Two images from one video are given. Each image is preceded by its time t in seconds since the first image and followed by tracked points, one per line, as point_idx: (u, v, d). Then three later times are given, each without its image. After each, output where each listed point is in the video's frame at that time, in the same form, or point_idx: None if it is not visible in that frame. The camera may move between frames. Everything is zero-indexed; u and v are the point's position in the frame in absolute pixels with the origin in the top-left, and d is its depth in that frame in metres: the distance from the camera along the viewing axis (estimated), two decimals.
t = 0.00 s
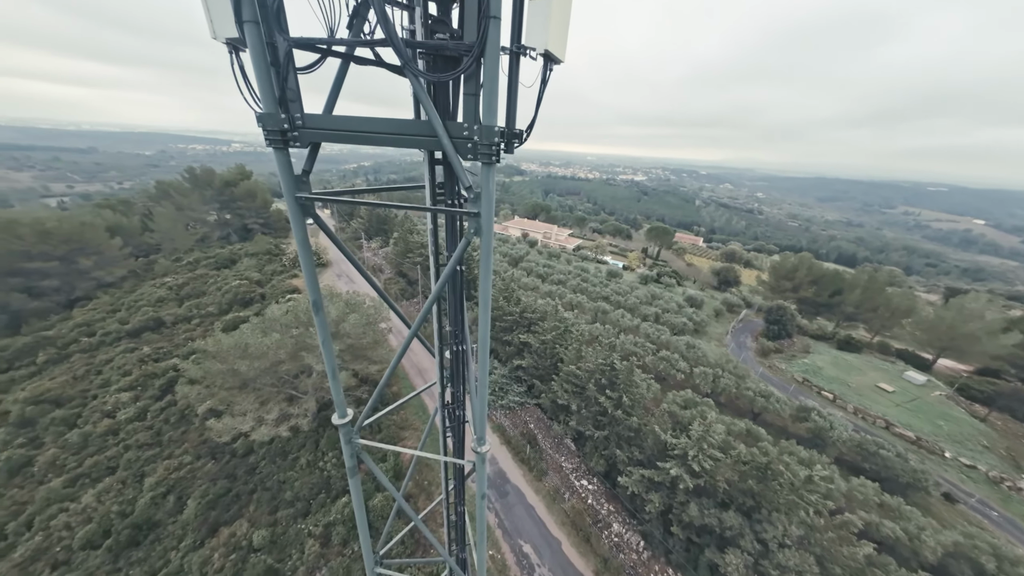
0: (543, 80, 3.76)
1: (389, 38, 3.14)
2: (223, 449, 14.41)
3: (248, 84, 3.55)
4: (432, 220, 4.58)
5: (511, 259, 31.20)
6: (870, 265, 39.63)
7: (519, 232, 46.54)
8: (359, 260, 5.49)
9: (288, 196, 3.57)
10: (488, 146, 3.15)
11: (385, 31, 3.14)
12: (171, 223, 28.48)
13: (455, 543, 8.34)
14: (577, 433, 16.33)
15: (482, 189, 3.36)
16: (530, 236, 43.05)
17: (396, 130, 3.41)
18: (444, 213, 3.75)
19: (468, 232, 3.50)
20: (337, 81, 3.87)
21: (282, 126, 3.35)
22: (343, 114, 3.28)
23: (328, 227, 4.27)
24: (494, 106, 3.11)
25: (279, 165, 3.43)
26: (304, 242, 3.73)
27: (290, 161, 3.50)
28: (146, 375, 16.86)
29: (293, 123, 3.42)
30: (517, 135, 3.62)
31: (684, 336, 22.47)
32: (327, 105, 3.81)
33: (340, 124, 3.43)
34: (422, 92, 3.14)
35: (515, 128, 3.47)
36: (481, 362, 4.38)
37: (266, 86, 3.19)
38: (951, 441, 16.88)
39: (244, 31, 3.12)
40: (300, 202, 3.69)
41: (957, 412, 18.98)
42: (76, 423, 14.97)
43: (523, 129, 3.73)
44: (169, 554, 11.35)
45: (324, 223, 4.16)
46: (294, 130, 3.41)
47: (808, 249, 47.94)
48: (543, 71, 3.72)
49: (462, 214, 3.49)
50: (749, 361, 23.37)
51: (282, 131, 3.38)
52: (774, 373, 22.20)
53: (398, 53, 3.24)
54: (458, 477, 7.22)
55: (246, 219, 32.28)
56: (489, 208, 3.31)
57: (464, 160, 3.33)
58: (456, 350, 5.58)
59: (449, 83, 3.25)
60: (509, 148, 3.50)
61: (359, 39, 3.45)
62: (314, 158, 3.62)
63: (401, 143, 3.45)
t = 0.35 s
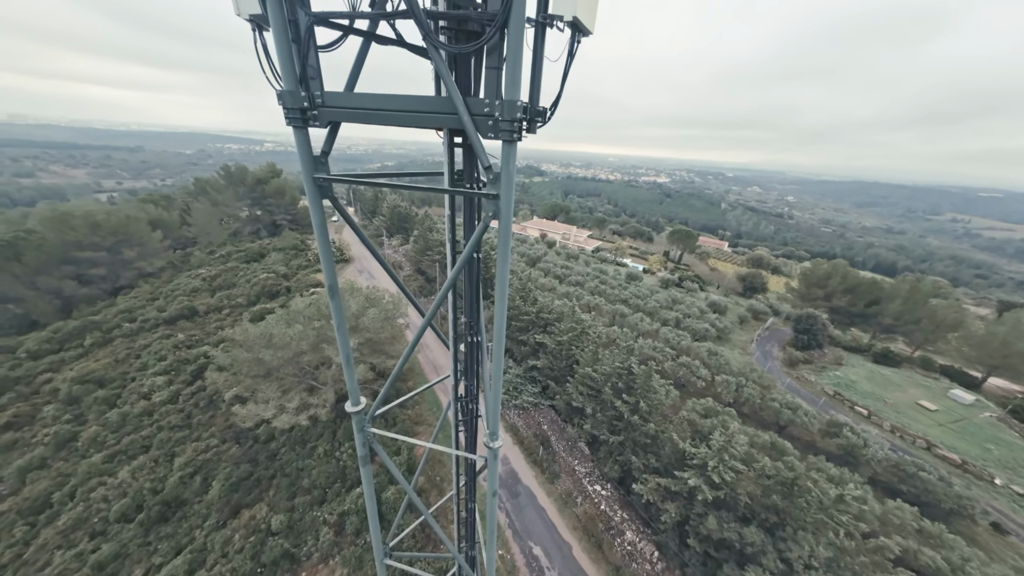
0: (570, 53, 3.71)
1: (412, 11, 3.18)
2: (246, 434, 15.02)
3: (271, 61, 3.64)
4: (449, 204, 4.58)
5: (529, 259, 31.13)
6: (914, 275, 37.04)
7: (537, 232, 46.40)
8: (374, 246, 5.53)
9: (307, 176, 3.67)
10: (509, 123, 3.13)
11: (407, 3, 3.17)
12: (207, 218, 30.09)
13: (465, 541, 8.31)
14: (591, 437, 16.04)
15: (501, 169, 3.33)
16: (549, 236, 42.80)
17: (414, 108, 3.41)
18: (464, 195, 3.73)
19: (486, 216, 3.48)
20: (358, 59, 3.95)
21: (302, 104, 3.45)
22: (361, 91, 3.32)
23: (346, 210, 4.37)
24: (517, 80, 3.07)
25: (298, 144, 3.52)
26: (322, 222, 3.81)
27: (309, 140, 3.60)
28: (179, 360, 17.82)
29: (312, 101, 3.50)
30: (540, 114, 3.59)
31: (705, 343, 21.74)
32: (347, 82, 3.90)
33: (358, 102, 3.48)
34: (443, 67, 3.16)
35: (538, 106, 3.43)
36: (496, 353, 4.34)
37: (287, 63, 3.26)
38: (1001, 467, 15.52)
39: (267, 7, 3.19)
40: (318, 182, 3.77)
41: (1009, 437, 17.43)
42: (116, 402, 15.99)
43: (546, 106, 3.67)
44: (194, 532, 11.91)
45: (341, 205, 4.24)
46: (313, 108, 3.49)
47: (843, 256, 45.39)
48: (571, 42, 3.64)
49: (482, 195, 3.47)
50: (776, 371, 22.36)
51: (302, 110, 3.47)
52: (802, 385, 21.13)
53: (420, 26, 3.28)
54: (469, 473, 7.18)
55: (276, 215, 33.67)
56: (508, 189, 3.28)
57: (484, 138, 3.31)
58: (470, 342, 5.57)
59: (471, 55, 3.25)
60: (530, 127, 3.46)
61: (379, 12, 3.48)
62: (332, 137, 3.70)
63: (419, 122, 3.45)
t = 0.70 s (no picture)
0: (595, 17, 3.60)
1: None
2: (263, 423, 15.43)
3: (285, 32, 3.51)
4: (465, 182, 4.49)
5: (543, 259, 30.99)
6: (950, 283, 35.05)
7: (552, 233, 46.25)
8: (389, 231, 5.49)
9: (321, 153, 3.60)
10: (529, 90, 2.91)
11: None
12: (233, 215, 31.33)
13: (473, 537, 8.26)
14: (603, 440, 15.76)
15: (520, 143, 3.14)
16: (563, 237, 42.62)
17: (430, 77, 3.28)
18: (481, 172, 3.58)
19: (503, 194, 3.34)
20: (374, 33, 3.92)
21: (317, 76, 3.36)
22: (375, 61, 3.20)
23: (360, 190, 4.31)
24: (538, 42, 2.85)
25: (312, 119, 3.44)
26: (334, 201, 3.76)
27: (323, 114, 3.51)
28: (203, 350, 18.52)
29: (325, 74, 3.41)
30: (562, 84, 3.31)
31: (723, 348, 21.12)
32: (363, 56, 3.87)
33: (372, 74, 3.34)
34: (460, 32, 3.04)
35: (560, 74, 3.16)
36: (509, 342, 4.17)
37: (303, 36, 3.18)
38: None
39: None
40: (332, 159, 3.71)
41: None
42: (143, 388, 16.74)
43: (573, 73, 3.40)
44: (211, 517, 12.27)
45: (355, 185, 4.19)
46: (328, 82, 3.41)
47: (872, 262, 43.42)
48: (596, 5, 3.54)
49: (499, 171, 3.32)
50: (798, 380, 21.53)
51: (316, 82, 3.39)
52: (826, 395, 20.25)
53: None
54: (478, 468, 7.14)
55: (297, 213, 34.71)
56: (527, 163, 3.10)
57: (502, 108, 3.14)
58: (483, 330, 5.51)
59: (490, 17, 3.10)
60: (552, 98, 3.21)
61: None
62: (347, 112, 3.63)
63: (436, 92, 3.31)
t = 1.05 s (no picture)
0: None
1: None
2: (277, 416, 15.74)
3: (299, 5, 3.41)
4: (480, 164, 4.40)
5: (555, 259, 30.84)
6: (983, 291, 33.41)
7: (563, 233, 46.10)
8: (402, 219, 5.44)
9: (332, 132, 3.56)
10: (551, 58, 2.69)
11: None
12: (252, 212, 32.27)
13: (480, 537, 8.19)
14: (613, 443, 15.49)
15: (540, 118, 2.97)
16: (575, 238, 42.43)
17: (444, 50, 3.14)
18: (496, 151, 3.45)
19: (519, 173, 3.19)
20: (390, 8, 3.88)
21: (329, 50, 3.28)
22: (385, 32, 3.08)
23: (373, 174, 4.27)
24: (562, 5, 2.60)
25: (324, 97, 3.39)
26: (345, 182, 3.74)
27: (335, 91, 3.44)
28: (221, 343, 19.04)
29: (339, 48, 3.32)
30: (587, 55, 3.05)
31: (738, 353, 20.60)
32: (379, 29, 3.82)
33: (383, 47, 3.21)
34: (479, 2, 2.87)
35: (584, 43, 2.91)
36: (522, 334, 3.99)
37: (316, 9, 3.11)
38: None
39: None
40: (344, 139, 3.66)
41: None
42: (164, 378, 17.31)
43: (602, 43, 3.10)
44: (225, 505, 12.55)
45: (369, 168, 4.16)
46: (341, 57, 3.33)
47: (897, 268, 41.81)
48: None
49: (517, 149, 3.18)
50: (817, 388, 20.85)
51: (329, 57, 3.32)
52: (847, 405, 19.51)
53: None
54: (487, 466, 7.09)
55: (313, 210, 35.53)
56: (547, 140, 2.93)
57: (522, 82, 2.95)
58: (495, 321, 5.43)
59: None
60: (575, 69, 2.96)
61: None
62: (359, 90, 3.58)
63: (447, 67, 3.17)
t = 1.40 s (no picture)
0: None
1: None
2: (286, 411, 15.97)
3: None
4: (492, 151, 4.29)
5: (564, 260, 30.70)
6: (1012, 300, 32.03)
7: (573, 235, 45.90)
8: (412, 213, 5.40)
9: (340, 116, 3.53)
10: (572, 32, 2.53)
11: None
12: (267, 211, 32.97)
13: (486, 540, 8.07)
14: (621, 448, 15.23)
15: (558, 98, 2.86)
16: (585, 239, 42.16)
17: (454, 28, 3.05)
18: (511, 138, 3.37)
19: (535, 160, 3.12)
20: None
21: (338, 29, 3.21)
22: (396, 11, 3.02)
23: (382, 163, 4.24)
24: None
25: (333, 79, 3.35)
26: (352, 167, 3.72)
27: (343, 73, 3.40)
28: (234, 338, 19.46)
29: (348, 28, 3.27)
30: (610, 31, 2.84)
31: (750, 359, 20.13)
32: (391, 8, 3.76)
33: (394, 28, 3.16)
34: None
35: (608, 17, 2.70)
36: (534, 330, 3.87)
37: None
38: None
39: None
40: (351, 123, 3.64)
41: None
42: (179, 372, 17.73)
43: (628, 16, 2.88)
44: (235, 499, 12.74)
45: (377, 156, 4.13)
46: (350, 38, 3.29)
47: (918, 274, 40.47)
48: None
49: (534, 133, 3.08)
50: (834, 397, 20.22)
51: (338, 38, 3.25)
52: (866, 415, 18.85)
53: None
54: (494, 468, 7.00)
55: (326, 210, 36.16)
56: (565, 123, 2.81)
57: (540, 61, 2.83)
58: (505, 319, 5.36)
59: None
60: (596, 46, 2.76)
61: None
62: (369, 72, 3.58)
63: (455, 44, 3.09)
